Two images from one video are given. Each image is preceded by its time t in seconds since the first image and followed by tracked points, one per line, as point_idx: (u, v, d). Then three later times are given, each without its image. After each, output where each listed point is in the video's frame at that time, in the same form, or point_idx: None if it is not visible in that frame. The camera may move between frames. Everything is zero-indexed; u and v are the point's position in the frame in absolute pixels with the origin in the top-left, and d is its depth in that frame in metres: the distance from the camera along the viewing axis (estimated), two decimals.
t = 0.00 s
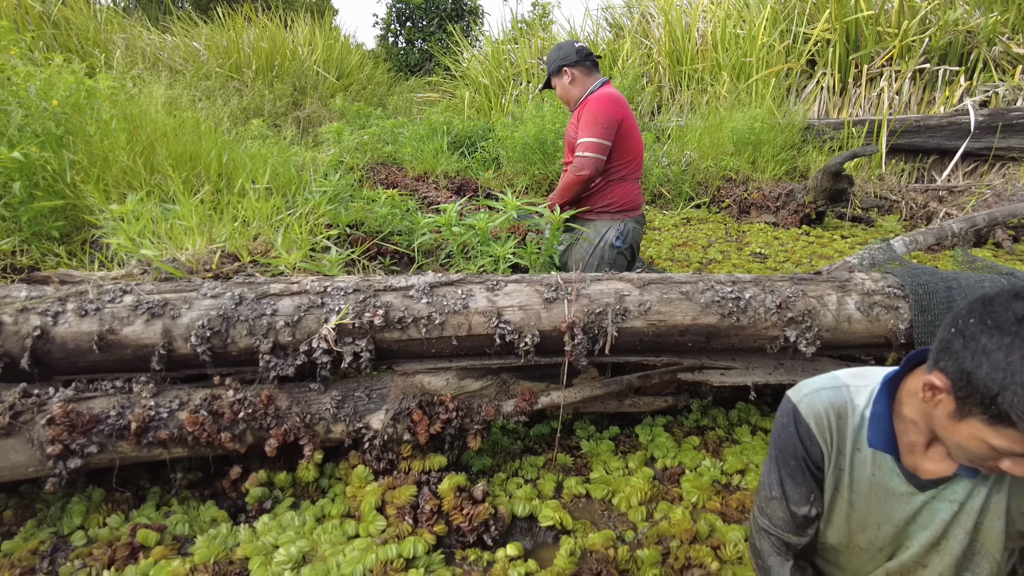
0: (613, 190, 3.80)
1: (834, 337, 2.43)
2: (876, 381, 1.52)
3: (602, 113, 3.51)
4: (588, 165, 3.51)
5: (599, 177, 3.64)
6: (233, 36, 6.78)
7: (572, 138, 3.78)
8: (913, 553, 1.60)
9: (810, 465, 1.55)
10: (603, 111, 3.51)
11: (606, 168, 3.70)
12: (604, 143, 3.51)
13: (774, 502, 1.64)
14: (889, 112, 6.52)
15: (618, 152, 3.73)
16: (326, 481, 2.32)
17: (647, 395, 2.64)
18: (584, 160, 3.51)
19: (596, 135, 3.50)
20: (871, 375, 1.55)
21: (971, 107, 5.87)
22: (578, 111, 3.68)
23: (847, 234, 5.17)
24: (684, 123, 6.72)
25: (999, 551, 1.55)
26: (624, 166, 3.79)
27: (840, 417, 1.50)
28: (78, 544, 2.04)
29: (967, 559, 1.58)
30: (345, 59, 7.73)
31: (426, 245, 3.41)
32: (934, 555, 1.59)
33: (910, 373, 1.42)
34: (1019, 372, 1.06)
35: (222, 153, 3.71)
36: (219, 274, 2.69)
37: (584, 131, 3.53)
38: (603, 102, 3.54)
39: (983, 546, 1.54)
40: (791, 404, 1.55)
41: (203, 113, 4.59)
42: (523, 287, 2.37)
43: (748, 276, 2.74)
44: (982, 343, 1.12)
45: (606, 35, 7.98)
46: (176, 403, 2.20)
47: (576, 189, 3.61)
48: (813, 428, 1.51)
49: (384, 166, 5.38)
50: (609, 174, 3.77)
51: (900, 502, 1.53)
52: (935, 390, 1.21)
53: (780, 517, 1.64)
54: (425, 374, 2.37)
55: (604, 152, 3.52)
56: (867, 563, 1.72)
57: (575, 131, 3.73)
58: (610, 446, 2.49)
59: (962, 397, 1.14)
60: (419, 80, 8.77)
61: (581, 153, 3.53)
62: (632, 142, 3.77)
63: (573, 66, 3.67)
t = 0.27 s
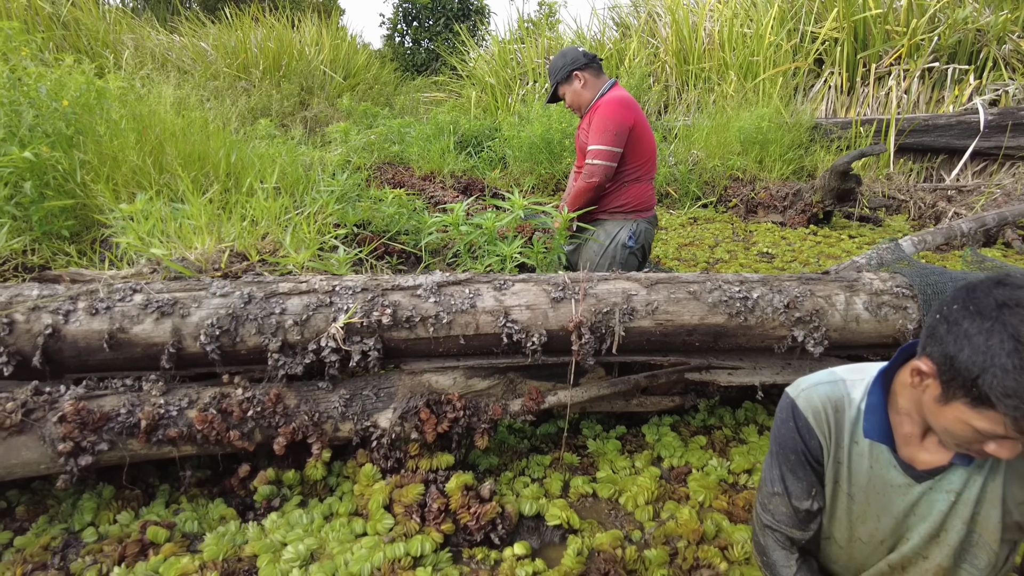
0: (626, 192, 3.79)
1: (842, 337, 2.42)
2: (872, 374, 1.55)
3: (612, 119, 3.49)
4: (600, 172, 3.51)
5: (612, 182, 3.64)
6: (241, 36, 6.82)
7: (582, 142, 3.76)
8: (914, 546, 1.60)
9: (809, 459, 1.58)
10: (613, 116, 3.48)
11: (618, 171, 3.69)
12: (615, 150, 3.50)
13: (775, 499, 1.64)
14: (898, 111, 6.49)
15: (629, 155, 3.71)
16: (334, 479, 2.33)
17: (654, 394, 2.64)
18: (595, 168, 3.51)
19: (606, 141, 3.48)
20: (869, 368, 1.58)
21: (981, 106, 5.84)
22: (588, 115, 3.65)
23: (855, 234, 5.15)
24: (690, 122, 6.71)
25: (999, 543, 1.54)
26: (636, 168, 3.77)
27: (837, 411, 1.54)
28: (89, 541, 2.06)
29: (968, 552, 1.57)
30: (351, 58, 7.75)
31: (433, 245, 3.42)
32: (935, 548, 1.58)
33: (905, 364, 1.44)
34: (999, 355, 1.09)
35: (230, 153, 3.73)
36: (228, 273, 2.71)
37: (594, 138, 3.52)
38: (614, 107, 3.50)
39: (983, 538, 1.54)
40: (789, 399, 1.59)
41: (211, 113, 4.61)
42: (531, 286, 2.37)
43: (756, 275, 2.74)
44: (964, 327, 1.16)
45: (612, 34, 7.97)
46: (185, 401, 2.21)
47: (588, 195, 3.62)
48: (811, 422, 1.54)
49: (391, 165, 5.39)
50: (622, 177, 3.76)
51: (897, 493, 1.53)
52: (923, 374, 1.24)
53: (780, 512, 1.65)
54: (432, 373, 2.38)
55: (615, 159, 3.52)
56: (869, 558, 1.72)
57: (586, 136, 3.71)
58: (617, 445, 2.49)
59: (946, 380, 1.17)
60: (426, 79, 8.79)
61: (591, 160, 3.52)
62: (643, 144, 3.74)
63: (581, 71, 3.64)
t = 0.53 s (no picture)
0: (637, 191, 3.79)
1: (849, 336, 2.41)
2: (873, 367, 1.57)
3: (624, 122, 3.46)
4: (614, 176, 3.51)
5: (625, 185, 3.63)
6: (246, 36, 6.84)
7: (591, 144, 3.74)
8: (914, 540, 1.60)
9: (808, 450, 1.58)
10: (625, 119, 3.46)
11: (630, 172, 3.68)
12: (629, 153, 3.49)
13: (771, 487, 1.65)
14: (904, 111, 6.46)
15: (640, 156, 3.70)
16: (339, 478, 2.33)
17: (659, 394, 2.63)
18: (610, 172, 3.51)
19: (620, 145, 3.47)
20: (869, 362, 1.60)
21: (988, 105, 5.81)
22: (598, 116, 3.62)
23: (861, 234, 5.13)
24: (696, 121, 6.69)
25: (998, 537, 1.55)
26: (647, 167, 3.76)
27: (837, 403, 1.55)
28: (95, 539, 2.07)
29: (967, 545, 1.58)
30: (356, 58, 7.76)
31: (437, 244, 3.42)
32: (935, 543, 1.58)
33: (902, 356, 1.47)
34: (990, 338, 1.12)
35: (236, 152, 3.74)
36: (234, 272, 2.72)
37: (607, 141, 3.50)
38: (625, 109, 3.48)
39: (982, 532, 1.55)
40: (790, 391, 1.60)
41: (216, 112, 4.63)
42: (536, 285, 2.37)
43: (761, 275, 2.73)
44: (957, 312, 1.19)
45: (617, 33, 7.96)
46: (191, 399, 2.21)
47: (602, 198, 3.62)
48: (811, 413, 1.55)
49: (395, 165, 5.39)
50: (634, 177, 3.75)
51: (898, 487, 1.54)
52: (919, 361, 1.27)
53: (777, 502, 1.65)
54: (437, 372, 2.38)
55: (628, 162, 3.51)
56: (868, 554, 1.71)
57: (596, 138, 3.69)
58: (622, 445, 2.48)
59: (941, 367, 1.20)
60: (431, 79, 8.80)
61: (606, 164, 3.51)
62: (654, 143, 3.72)
63: (589, 72, 3.61)
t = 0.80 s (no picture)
0: (637, 189, 3.78)
1: (853, 335, 2.39)
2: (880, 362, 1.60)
3: (620, 120, 3.46)
4: (614, 174, 3.48)
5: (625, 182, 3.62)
6: (250, 35, 6.86)
7: (589, 144, 3.73)
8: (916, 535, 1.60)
9: (807, 439, 1.60)
10: (621, 118, 3.45)
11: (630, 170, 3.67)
12: (627, 150, 3.47)
13: (762, 468, 1.67)
14: (909, 110, 6.44)
15: (638, 155, 3.69)
16: (342, 476, 2.32)
17: (662, 393, 2.62)
18: (609, 170, 3.49)
19: (618, 143, 3.45)
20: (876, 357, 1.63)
21: (994, 104, 5.79)
22: (594, 117, 3.62)
23: (865, 233, 5.11)
24: (699, 120, 6.67)
25: (1001, 535, 1.55)
26: (646, 166, 3.76)
27: (843, 394, 1.57)
28: (97, 536, 2.07)
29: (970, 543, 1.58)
30: (360, 57, 7.77)
31: (440, 242, 3.42)
32: (937, 538, 1.58)
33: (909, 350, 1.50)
34: (993, 319, 1.12)
35: (239, 150, 3.75)
36: (237, 270, 2.72)
37: (604, 140, 3.49)
38: (621, 107, 3.48)
39: (986, 529, 1.54)
40: (796, 382, 1.62)
41: (220, 111, 4.64)
42: (539, 283, 2.36)
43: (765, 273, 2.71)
44: (963, 295, 1.19)
45: (621, 32, 7.95)
46: (193, 397, 2.22)
47: (603, 196, 3.59)
48: (815, 403, 1.57)
49: (399, 164, 5.39)
50: (633, 175, 3.74)
51: (900, 480, 1.55)
52: (924, 347, 1.28)
53: (766, 486, 1.66)
54: (440, 371, 2.37)
55: (627, 159, 3.49)
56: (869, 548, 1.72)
57: (594, 138, 3.68)
58: (625, 443, 2.47)
59: (944, 350, 1.20)
60: (435, 78, 8.81)
61: (605, 162, 3.50)
62: (651, 141, 3.71)
63: (582, 74, 3.61)
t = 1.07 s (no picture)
0: (639, 189, 3.78)
1: (855, 333, 2.39)
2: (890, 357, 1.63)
3: (624, 117, 3.45)
4: (618, 170, 3.46)
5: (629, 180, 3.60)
6: (253, 34, 6.87)
7: (592, 143, 3.71)
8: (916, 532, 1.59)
9: (796, 414, 1.65)
10: (625, 115, 3.45)
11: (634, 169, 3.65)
12: (631, 147, 3.46)
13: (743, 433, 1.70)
14: (913, 108, 6.42)
15: (641, 153, 3.68)
16: (343, 473, 2.32)
17: (664, 391, 2.62)
18: (613, 165, 3.45)
19: (622, 139, 3.44)
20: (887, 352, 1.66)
21: (998, 103, 5.78)
22: (596, 116, 3.61)
23: (869, 232, 5.10)
24: (703, 119, 6.65)
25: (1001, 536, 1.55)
26: (648, 165, 3.75)
27: (847, 384, 1.61)
28: (99, 531, 2.08)
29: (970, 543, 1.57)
30: (363, 56, 7.78)
31: (443, 241, 3.43)
32: (935, 535, 1.58)
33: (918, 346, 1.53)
34: (987, 309, 1.18)
35: (242, 148, 3.75)
36: (239, 267, 2.72)
37: (608, 137, 3.47)
38: (625, 105, 3.48)
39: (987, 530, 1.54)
40: (802, 368, 1.68)
41: (223, 109, 4.64)
42: (540, 280, 2.36)
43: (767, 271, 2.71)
44: (959, 286, 1.25)
45: (624, 31, 7.93)
46: (195, 393, 2.22)
47: (606, 193, 3.55)
48: (815, 388, 1.63)
49: (401, 162, 5.39)
50: (636, 174, 3.73)
51: (900, 475, 1.56)
52: (923, 342, 1.34)
53: (743, 449, 1.69)
54: (442, 368, 2.38)
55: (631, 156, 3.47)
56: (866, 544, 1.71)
57: (597, 137, 3.66)
58: (627, 441, 2.47)
59: (943, 342, 1.26)
60: (437, 77, 8.81)
61: (609, 158, 3.47)
62: (653, 141, 3.71)
63: (584, 74, 3.60)
